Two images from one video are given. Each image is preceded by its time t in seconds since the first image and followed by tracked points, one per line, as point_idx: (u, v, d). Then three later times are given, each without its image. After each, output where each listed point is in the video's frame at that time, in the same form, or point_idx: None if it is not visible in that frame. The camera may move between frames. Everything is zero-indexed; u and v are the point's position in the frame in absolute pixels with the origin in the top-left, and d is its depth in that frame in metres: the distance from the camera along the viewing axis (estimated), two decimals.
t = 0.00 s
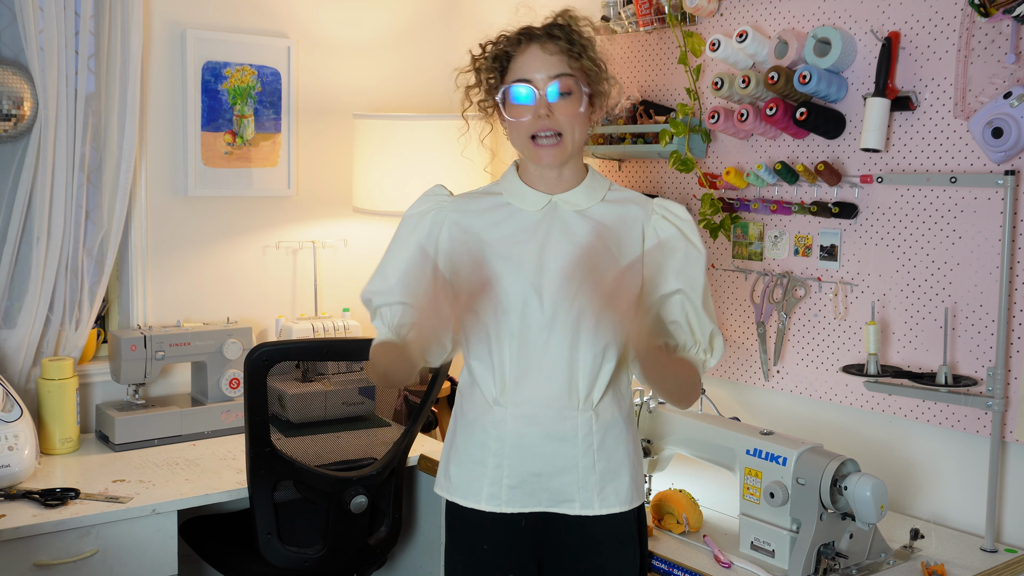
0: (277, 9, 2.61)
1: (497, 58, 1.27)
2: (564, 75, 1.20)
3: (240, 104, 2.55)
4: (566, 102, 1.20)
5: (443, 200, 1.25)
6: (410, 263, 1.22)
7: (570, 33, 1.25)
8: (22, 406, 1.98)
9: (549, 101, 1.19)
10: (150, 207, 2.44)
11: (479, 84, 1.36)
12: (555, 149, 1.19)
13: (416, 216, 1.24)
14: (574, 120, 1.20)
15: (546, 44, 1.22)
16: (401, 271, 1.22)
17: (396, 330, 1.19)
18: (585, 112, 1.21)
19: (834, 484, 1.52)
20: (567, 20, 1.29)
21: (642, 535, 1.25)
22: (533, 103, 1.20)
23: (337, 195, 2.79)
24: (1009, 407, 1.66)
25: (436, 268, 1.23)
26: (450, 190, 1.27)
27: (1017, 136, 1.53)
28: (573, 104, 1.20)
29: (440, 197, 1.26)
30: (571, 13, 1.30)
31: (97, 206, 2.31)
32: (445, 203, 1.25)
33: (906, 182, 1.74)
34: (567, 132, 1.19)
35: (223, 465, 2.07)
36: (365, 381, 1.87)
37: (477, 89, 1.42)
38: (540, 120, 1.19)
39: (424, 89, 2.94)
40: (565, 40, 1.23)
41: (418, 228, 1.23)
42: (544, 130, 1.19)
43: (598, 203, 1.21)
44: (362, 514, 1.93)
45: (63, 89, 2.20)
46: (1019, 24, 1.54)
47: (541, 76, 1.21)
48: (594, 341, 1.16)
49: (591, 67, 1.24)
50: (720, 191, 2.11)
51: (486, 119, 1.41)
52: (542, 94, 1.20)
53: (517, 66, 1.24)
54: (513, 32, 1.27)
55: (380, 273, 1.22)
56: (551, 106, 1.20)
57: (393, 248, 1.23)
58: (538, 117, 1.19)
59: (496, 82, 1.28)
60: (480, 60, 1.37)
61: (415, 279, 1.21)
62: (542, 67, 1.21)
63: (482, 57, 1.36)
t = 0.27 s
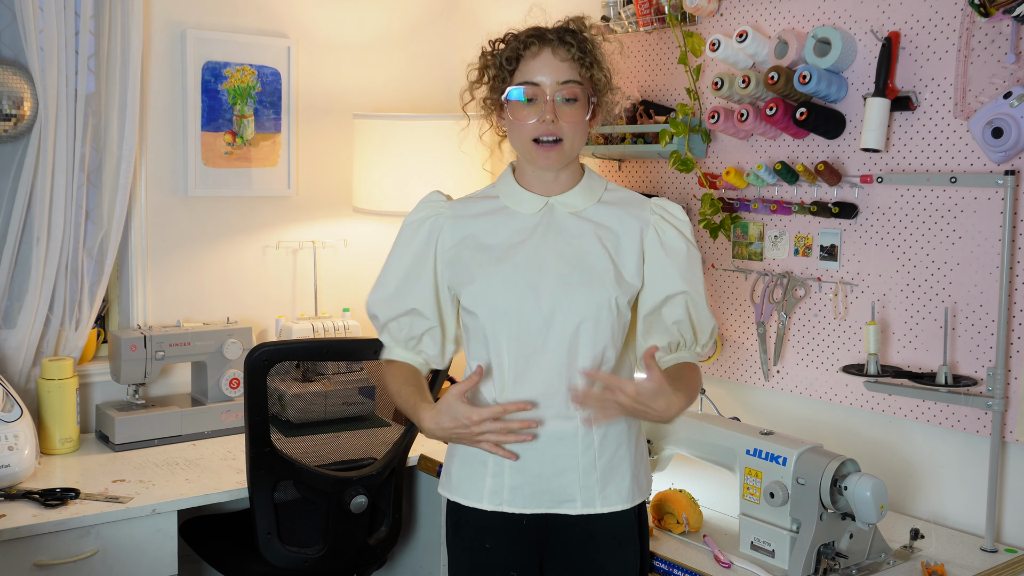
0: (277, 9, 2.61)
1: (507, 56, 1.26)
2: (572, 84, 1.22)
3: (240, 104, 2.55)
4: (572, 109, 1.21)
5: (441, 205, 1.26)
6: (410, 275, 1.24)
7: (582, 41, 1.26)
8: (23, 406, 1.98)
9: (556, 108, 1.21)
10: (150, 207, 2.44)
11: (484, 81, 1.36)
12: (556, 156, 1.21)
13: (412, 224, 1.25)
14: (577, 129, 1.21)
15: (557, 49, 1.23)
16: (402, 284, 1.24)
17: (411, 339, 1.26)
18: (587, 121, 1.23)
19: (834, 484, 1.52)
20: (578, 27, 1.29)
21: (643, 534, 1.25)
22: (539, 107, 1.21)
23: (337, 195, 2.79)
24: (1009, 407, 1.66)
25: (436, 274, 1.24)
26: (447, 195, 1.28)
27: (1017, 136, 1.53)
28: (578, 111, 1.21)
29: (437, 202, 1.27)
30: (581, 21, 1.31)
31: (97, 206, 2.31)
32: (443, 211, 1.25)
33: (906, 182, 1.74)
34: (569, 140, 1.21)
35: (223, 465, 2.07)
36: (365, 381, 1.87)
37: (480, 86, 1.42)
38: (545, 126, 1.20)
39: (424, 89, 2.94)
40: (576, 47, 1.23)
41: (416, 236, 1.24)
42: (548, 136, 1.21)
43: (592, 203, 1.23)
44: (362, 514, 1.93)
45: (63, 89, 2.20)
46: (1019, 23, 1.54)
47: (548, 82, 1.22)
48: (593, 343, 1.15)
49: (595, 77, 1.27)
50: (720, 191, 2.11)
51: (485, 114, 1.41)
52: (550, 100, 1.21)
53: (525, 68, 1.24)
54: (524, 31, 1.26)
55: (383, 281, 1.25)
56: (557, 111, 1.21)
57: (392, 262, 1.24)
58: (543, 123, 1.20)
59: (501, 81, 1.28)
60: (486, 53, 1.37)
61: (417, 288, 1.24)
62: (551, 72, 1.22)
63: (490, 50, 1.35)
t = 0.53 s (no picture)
0: (277, 9, 2.61)
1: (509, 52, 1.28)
2: (575, 74, 1.23)
3: (240, 104, 2.55)
4: (576, 101, 1.22)
5: (439, 204, 1.25)
6: (416, 275, 1.22)
7: (581, 34, 1.28)
8: (22, 406, 1.98)
9: (560, 98, 1.21)
10: (150, 207, 2.44)
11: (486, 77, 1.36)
12: (561, 146, 1.21)
13: (414, 225, 1.24)
14: (580, 119, 1.22)
15: (559, 42, 1.24)
16: (408, 286, 1.23)
17: (427, 344, 1.21)
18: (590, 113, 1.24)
19: (834, 484, 1.52)
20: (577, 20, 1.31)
21: (643, 531, 1.26)
22: (543, 99, 1.22)
23: (337, 195, 2.79)
24: (1010, 407, 1.66)
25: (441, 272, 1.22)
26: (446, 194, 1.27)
27: (1017, 136, 1.53)
28: (581, 102, 1.23)
29: (436, 202, 1.26)
30: (581, 15, 1.33)
31: (97, 206, 2.31)
32: (443, 209, 1.24)
33: (906, 182, 1.74)
34: (573, 129, 1.21)
35: (223, 465, 2.07)
36: (365, 380, 1.87)
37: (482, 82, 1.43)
38: (550, 116, 1.20)
39: (424, 89, 2.94)
40: (577, 40, 1.25)
41: (419, 237, 1.23)
42: (552, 126, 1.21)
43: (592, 203, 1.23)
44: (362, 514, 1.93)
45: (63, 89, 2.20)
46: (1019, 23, 1.54)
47: (551, 74, 1.23)
48: (597, 340, 1.16)
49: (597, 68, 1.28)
50: (720, 191, 2.11)
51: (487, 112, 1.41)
52: (553, 91, 1.22)
53: (527, 61, 1.25)
54: (526, 27, 1.28)
55: (389, 288, 1.24)
56: (561, 102, 1.21)
57: (397, 265, 1.23)
58: (547, 113, 1.20)
59: (503, 74, 1.29)
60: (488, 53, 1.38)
61: (422, 288, 1.22)
62: (554, 64, 1.23)
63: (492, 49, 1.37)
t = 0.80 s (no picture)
0: (277, 9, 2.61)
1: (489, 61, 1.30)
2: (554, 64, 1.22)
3: (239, 104, 2.55)
4: (563, 89, 1.21)
5: (445, 205, 1.24)
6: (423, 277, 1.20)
7: (556, 29, 1.28)
8: (23, 406, 1.98)
9: (546, 91, 1.21)
10: (150, 207, 2.44)
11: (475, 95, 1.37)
12: (557, 135, 1.19)
13: (419, 228, 1.23)
14: (572, 103, 1.20)
15: (533, 39, 1.26)
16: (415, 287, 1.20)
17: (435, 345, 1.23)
18: (581, 99, 1.22)
19: (834, 484, 1.52)
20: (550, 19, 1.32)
21: (643, 532, 1.26)
22: (531, 96, 1.21)
23: (337, 195, 2.79)
24: (1009, 407, 1.66)
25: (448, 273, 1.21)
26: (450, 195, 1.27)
27: (1017, 136, 1.53)
28: (569, 90, 1.21)
29: (441, 202, 1.25)
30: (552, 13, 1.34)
31: (97, 206, 2.31)
32: (449, 210, 1.23)
33: (907, 182, 1.74)
34: (567, 117, 1.19)
35: (223, 465, 2.07)
36: (365, 380, 1.87)
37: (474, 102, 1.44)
38: (540, 109, 1.19)
39: (424, 89, 2.94)
40: (552, 34, 1.26)
41: (425, 238, 1.22)
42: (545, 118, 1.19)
43: (601, 200, 1.23)
44: (362, 514, 1.93)
45: (63, 89, 2.20)
46: (1019, 23, 1.54)
47: (534, 72, 1.23)
48: (605, 341, 1.16)
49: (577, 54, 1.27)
50: (721, 191, 2.11)
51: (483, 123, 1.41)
52: (539, 86, 1.21)
53: (509, 65, 1.26)
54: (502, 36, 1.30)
55: (395, 292, 1.21)
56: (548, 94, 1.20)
57: (403, 266, 1.21)
58: (536, 107, 1.19)
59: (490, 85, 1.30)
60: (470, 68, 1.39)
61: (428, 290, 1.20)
62: (533, 60, 1.23)
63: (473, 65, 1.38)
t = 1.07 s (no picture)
0: (277, 9, 2.61)
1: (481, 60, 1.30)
2: (543, 64, 1.22)
3: (240, 104, 2.55)
4: (550, 89, 1.21)
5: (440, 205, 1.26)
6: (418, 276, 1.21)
7: (548, 29, 1.28)
8: (23, 406, 1.98)
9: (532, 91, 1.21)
10: (150, 207, 2.44)
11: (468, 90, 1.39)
12: (543, 135, 1.20)
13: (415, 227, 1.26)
14: (558, 104, 1.20)
15: (525, 39, 1.25)
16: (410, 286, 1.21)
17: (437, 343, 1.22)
18: (570, 99, 1.22)
19: (834, 484, 1.52)
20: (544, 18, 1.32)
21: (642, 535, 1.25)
22: (518, 95, 1.22)
23: (337, 195, 2.79)
24: (1009, 407, 1.66)
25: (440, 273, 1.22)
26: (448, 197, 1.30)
27: (1017, 136, 1.53)
28: (557, 90, 1.21)
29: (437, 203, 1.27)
30: (546, 13, 1.33)
31: (97, 206, 2.31)
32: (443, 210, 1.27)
33: (907, 182, 1.74)
34: (553, 117, 1.20)
35: (223, 465, 2.07)
36: (365, 380, 1.87)
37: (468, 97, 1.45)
38: (525, 109, 1.20)
39: (424, 89, 2.94)
40: (542, 33, 1.26)
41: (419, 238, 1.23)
42: (531, 118, 1.20)
43: (591, 198, 1.22)
44: (362, 514, 1.93)
45: (63, 89, 2.20)
46: (1019, 24, 1.54)
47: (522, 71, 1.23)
48: (593, 340, 1.16)
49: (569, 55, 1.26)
50: (720, 191, 2.11)
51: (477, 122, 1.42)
52: (526, 86, 1.22)
53: (498, 64, 1.26)
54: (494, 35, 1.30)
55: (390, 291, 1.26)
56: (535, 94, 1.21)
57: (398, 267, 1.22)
58: (522, 107, 1.20)
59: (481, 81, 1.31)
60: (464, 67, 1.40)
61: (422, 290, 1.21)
62: (522, 59, 1.23)
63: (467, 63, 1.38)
